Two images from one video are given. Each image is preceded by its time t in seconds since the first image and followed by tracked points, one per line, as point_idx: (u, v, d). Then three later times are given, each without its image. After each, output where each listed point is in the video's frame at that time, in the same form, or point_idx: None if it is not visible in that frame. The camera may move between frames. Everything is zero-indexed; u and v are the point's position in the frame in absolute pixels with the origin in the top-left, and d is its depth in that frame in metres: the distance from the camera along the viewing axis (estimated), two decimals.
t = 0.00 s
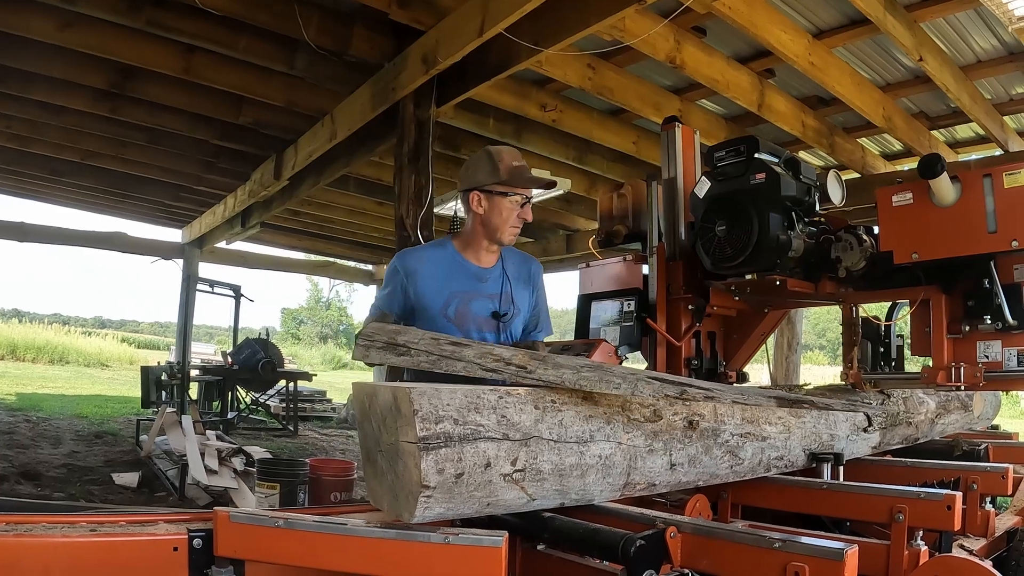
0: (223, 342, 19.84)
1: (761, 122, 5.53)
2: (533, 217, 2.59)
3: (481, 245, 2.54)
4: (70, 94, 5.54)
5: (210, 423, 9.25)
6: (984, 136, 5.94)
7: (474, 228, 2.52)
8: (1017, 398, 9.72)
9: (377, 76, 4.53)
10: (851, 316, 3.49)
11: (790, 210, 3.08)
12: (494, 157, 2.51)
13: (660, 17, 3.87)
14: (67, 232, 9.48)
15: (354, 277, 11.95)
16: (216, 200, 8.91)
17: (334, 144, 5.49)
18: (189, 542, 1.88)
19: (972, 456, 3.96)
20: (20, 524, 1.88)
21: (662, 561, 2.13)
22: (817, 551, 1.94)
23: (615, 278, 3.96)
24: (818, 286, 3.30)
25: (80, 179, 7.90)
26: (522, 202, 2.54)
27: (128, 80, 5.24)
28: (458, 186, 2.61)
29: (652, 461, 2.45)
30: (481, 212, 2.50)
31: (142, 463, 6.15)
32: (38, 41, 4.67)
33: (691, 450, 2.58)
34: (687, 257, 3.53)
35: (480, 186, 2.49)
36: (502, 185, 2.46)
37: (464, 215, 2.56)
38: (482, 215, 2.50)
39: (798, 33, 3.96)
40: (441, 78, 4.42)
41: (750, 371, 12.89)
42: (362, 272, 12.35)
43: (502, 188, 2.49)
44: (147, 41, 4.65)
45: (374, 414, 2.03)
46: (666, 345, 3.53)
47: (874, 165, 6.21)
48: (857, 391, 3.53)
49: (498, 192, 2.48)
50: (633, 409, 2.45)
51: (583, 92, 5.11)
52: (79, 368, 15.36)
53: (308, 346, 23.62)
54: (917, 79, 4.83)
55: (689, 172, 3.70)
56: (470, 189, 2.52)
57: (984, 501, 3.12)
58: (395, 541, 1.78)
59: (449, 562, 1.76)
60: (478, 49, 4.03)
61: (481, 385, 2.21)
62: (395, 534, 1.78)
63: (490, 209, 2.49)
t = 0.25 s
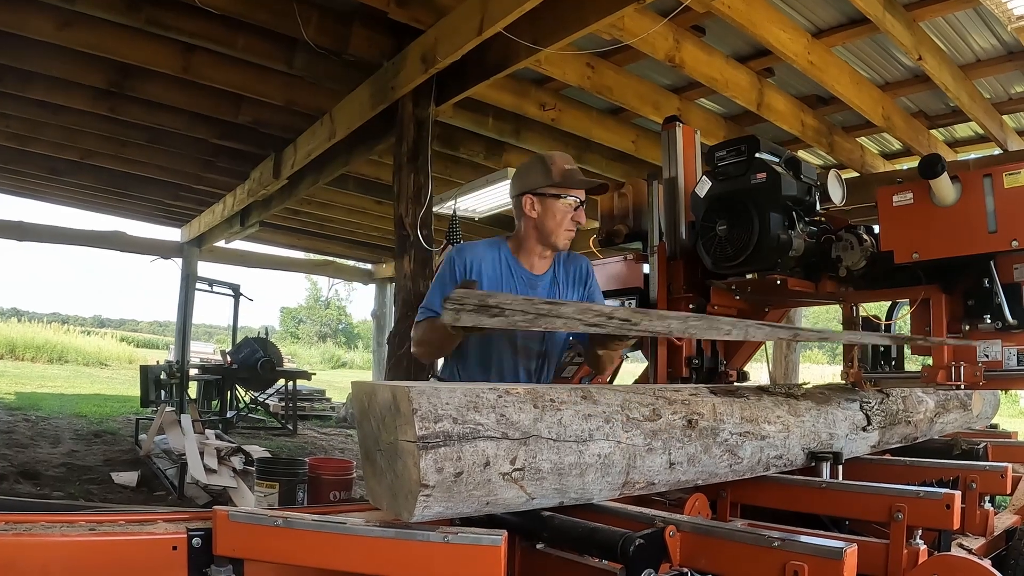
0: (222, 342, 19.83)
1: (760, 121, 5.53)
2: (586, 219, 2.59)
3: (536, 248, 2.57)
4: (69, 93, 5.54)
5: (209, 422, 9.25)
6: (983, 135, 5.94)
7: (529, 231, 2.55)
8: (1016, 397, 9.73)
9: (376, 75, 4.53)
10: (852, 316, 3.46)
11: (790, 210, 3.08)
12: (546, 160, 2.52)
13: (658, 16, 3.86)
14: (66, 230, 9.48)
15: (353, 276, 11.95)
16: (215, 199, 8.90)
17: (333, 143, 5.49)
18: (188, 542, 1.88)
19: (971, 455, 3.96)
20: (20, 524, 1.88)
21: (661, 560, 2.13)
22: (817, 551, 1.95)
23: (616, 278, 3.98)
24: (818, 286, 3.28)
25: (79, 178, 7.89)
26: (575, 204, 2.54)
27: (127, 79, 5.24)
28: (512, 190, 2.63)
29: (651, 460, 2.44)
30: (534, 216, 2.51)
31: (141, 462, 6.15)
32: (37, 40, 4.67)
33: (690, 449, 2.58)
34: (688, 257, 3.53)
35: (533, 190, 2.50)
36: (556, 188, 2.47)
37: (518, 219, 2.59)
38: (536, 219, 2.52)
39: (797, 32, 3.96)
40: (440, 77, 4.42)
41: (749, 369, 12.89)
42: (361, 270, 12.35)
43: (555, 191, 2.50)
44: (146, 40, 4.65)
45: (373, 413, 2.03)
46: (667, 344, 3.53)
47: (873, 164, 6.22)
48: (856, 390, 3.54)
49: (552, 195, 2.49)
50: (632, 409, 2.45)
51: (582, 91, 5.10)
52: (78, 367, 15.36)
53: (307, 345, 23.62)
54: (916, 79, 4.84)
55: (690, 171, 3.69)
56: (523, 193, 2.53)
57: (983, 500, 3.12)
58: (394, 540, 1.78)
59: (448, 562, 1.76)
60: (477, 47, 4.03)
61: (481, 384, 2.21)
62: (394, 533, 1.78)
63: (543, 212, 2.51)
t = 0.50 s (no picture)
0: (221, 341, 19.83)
1: (759, 120, 5.53)
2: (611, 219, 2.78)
3: (565, 246, 2.73)
4: (68, 92, 5.54)
5: (208, 421, 9.25)
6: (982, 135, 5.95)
7: (557, 229, 2.71)
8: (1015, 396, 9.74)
9: (375, 74, 4.53)
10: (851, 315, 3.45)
11: (791, 209, 3.06)
12: (577, 162, 2.64)
13: (657, 15, 3.86)
14: (65, 230, 9.48)
15: (352, 275, 11.96)
16: (214, 198, 8.90)
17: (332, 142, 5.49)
18: (187, 541, 1.88)
19: (970, 454, 3.97)
20: (19, 522, 1.88)
21: (660, 559, 2.13)
22: (817, 549, 1.95)
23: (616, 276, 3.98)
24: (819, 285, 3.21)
25: (78, 177, 7.89)
26: (602, 206, 2.70)
27: (127, 79, 5.24)
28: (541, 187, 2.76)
29: (650, 459, 2.44)
30: (562, 217, 2.67)
31: (140, 461, 6.14)
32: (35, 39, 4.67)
33: (689, 449, 2.58)
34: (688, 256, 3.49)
35: (562, 191, 2.64)
36: (585, 191, 2.61)
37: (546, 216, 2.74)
38: (564, 219, 2.68)
39: (797, 31, 3.96)
40: (439, 76, 4.42)
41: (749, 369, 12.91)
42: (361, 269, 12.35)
43: (584, 192, 2.64)
44: (146, 39, 4.65)
45: (372, 412, 2.04)
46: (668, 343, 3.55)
47: (872, 163, 6.22)
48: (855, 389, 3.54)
49: (580, 196, 2.63)
50: (631, 408, 2.45)
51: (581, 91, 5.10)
52: (77, 366, 15.36)
53: (306, 344, 23.62)
54: (915, 78, 4.84)
55: (690, 171, 3.70)
56: (552, 193, 2.67)
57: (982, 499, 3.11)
58: (394, 540, 1.78)
59: (447, 561, 1.76)
60: (476, 46, 4.03)
61: (481, 384, 2.22)
62: (393, 532, 1.79)
63: (573, 212, 2.65)
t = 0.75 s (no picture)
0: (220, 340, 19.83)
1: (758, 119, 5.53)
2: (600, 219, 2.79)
3: (555, 245, 2.73)
4: (66, 91, 5.54)
5: (207, 420, 9.25)
6: (981, 134, 5.95)
7: (546, 228, 2.71)
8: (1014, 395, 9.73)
9: (374, 73, 4.53)
10: (853, 314, 3.42)
11: (792, 209, 3.08)
12: (565, 161, 2.68)
13: (657, 14, 3.86)
14: (64, 229, 9.47)
15: (351, 274, 11.95)
16: (213, 197, 8.89)
17: (331, 141, 5.49)
18: (186, 540, 1.88)
19: (969, 453, 3.97)
20: (18, 522, 1.88)
21: (660, 557, 2.13)
22: (816, 548, 1.94)
23: (616, 275, 3.91)
24: (819, 284, 3.31)
25: (77, 176, 7.89)
26: (592, 205, 2.73)
27: (126, 78, 5.24)
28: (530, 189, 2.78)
29: (649, 458, 2.44)
30: (552, 215, 2.68)
31: (139, 461, 6.14)
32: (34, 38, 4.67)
33: (688, 448, 2.58)
34: (689, 255, 3.52)
35: (552, 189, 2.67)
36: (574, 188, 2.64)
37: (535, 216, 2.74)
38: (553, 217, 2.68)
39: (796, 31, 3.96)
40: (438, 75, 4.42)
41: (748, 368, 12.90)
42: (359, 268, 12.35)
43: (573, 191, 2.67)
44: (145, 38, 4.65)
45: (371, 411, 2.03)
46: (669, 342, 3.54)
47: (871, 162, 6.22)
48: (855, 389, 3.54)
49: (570, 194, 2.66)
50: (630, 407, 2.45)
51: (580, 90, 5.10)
52: (76, 366, 15.35)
53: (306, 343, 23.62)
54: (914, 77, 4.84)
55: (692, 170, 3.74)
56: (541, 193, 2.70)
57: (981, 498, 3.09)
58: (394, 538, 1.78)
59: (446, 560, 1.76)
60: (475, 45, 4.03)
61: (480, 383, 2.21)
62: (393, 531, 1.78)
63: (561, 211, 2.68)
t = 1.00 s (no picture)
0: (219, 339, 19.83)
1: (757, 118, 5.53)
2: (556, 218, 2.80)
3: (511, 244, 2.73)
4: (65, 90, 5.53)
5: (207, 419, 9.25)
6: (980, 133, 5.95)
7: (503, 227, 2.73)
8: (1013, 394, 9.74)
9: (373, 72, 4.53)
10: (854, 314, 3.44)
11: (794, 209, 3.09)
12: (523, 162, 2.69)
13: (656, 13, 3.86)
14: (62, 228, 9.46)
15: (350, 273, 11.95)
16: (211, 196, 8.89)
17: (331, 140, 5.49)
18: (186, 539, 1.88)
19: (968, 452, 3.97)
20: (17, 521, 1.87)
21: (659, 557, 2.13)
22: (816, 548, 1.94)
23: (618, 274, 3.86)
24: (821, 283, 3.33)
25: (76, 176, 7.88)
26: (548, 205, 2.74)
27: (125, 77, 5.24)
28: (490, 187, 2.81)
29: (648, 457, 2.44)
30: (509, 214, 2.70)
31: (138, 460, 6.14)
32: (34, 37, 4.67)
33: (687, 447, 2.58)
34: (691, 255, 3.52)
35: (511, 189, 2.68)
36: (530, 188, 2.65)
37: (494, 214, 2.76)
38: (509, 216, 2.70)
39: (795, 30, 3.96)
40: (437, 74, 4.42)
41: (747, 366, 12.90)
42: (358, 267, 12.35)
43: (530, 191, 2.68)
44: (144, 37, 4.65)
45: (369, 411, 2.03)
46: (671, 342, 3.53)
47: (870, 161, 6.22)
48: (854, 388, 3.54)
49: (526, 195, 2.67)
50: (629, 406, 2.45)
51: (580, 89, 5.10)
52: (75, 365, 15.33)
53: (305, 342, 23.62)
54: (914, 76, 4.84)
55: (693, 170, 3.74)
56: (499, 192, 2.72)
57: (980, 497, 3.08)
58: (392, 537, 1.78)
59: (444, 560, 1.76)
60: (474, 44, 4.03)
61: (479, 382, 2.21)
62: (392, 530, 1.79)
63: (518, 210, 2.70)
